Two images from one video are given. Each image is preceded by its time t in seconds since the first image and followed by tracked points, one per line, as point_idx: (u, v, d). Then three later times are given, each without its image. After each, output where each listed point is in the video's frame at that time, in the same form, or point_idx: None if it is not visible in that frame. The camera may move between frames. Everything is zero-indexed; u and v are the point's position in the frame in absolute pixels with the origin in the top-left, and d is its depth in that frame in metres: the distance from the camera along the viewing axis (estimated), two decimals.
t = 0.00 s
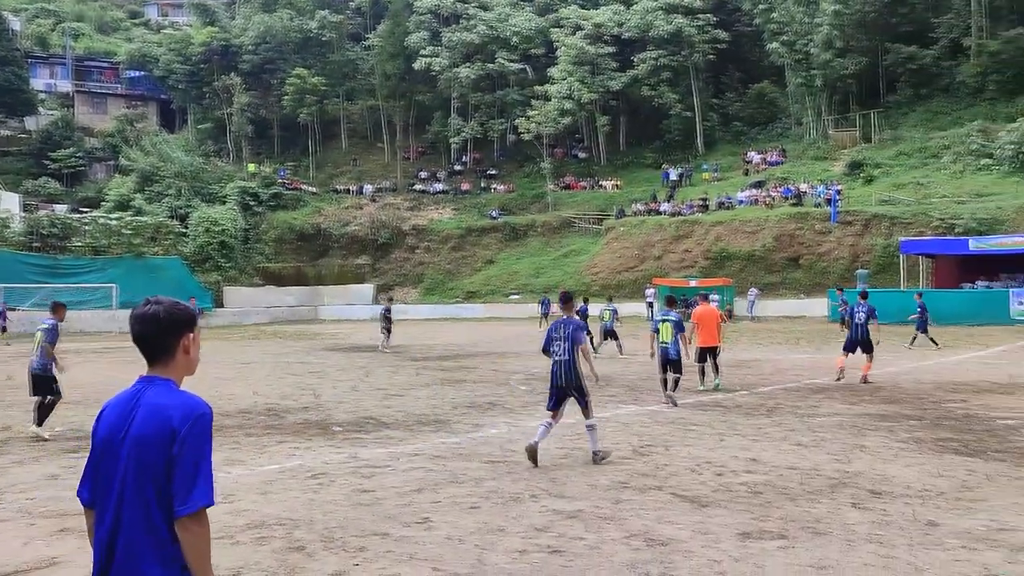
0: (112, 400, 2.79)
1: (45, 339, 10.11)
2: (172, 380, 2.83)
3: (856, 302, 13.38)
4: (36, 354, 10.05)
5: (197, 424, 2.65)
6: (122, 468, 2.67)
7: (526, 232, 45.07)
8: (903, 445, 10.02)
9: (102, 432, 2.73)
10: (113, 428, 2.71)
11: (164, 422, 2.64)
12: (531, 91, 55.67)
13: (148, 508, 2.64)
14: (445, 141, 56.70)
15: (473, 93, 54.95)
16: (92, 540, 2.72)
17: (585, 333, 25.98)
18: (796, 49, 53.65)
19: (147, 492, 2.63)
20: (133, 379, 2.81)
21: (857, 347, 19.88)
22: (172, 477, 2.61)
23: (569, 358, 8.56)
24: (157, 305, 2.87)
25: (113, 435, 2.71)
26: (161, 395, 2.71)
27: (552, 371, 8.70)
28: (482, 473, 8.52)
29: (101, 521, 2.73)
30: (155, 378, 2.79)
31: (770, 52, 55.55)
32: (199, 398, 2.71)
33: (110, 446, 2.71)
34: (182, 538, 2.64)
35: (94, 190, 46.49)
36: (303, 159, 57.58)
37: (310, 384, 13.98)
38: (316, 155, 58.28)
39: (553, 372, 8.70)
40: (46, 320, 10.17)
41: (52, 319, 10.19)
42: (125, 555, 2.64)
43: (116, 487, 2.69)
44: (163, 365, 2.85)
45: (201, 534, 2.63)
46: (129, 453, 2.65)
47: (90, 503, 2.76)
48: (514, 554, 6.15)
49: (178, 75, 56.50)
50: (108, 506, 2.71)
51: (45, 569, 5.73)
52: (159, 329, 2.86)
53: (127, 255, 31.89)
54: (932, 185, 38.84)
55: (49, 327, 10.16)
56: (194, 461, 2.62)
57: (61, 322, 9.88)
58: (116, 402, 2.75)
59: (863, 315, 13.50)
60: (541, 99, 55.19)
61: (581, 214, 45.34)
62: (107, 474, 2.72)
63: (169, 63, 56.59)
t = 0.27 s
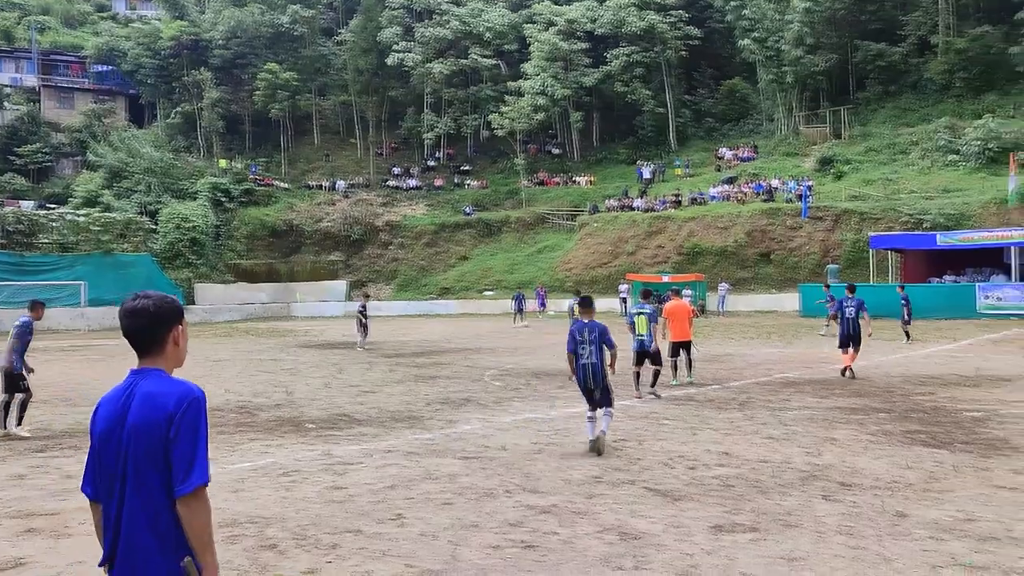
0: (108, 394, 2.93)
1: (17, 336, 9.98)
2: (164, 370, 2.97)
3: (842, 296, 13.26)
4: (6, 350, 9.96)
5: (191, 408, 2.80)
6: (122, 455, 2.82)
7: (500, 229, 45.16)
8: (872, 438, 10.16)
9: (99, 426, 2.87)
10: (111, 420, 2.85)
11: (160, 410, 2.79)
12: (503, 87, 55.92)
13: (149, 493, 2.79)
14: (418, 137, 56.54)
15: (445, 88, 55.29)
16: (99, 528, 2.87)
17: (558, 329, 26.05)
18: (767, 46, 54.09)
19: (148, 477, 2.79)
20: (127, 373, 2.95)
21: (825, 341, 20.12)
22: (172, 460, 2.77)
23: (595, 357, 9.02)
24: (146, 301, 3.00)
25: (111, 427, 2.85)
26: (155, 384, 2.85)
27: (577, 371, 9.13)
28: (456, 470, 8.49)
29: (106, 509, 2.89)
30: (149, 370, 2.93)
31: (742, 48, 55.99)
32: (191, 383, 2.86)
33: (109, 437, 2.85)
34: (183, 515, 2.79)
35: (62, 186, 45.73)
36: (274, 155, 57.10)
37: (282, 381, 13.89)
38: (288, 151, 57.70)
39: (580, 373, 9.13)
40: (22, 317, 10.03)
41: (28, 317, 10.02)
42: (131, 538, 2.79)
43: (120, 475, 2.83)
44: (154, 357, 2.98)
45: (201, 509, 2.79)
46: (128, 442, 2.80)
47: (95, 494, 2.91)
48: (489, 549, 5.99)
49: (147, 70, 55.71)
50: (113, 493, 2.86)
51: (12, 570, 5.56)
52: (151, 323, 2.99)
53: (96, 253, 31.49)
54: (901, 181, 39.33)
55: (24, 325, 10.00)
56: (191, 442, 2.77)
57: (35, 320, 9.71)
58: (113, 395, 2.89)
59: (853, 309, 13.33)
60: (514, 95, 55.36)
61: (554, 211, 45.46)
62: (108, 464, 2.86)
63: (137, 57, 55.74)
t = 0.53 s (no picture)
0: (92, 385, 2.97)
1: None
2: (149, 361, 3.03)
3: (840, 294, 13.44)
4: None
5: (177, 398, 2.88)
6: (107, 445, 2.87)
7: (471, 224, 45.13)
8: (839, 430, 10.29)
9: (83, 417, 2.91)
10: (96, 410, 2.90)
11: (146, 398, 2.86)
12: (474, 82, 55.89)
13: (135, 480, 2.86)
14: (388, 131, 56.31)
15: (416, 83, 55.20)
16: (83, 516, 2.92)
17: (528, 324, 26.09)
18: (736, 42, 54.51)
19: (135, 465, 2.85)
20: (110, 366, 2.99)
21: (792, 336, 20.38)
22: (159, 448, 2.84)
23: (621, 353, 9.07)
24: (128, 294, 3.05)
25: (94, 418, 2.90)
26: (140, 373, 2.92)
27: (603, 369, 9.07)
28: (425, 466, 8.46)
29: (89, 499, 2.92)
30: (134, 360, 2.98)
31: (711, 45, 56.52)
32: (174, 372, 2.93)
33: (95, 428, 2.89)
34: (170, 500, 2.88)
35: (24, 180, 44.89)
36: (242, 149, 56.57)
37: (250, 377, 13.78)
38: (257, 146, 57.36)
39: (607, 370, 9.07)
40: None
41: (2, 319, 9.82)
42: (119, 527, 2.85)
43: (102, 464, 2.88)
44: (138, 348, 3.03)
45: (187, 494, 2.87)
46: (113, 430, 2.86)
47: (80, 484, 2.95)
48: (457, 545, 5.96)
49: (111, 62, 54.89)
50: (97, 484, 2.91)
51: None
52: (135, 315, 3.04)
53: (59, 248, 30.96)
54: (866, 177, 39.91)
55: None
56: (178, 431, 2.85)
57: (8, 320, 9.57)
58: (97, 386, 2.94)
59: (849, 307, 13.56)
60: (484, 90, 55.40)
61: (525, 205, 45.49)
62: (92, 455, 2.91)
63: (101, 50, 54.80)
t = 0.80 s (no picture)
0: (58, 383, 2.93)
1: None
2: (119, 358, 2.99)
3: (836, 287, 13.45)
4: None
5: (150, 393, 2.85)
6: (77, 442, 2.83)
7: (445, 221, 44.93)
8: (808, 427, 10.40)
9: (50, 415, 2.86)
10: (64, 407, 2.86)
11: (118, 394, 2.83)
12: (448, 79, 55.75)
13: (108, 478, 2.82)
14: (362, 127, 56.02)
15: (389, 78, 55.03)
16: (51, 515, 2.87)
17: (502, 322, 26.12)
18: (709, 40, 54.77)
19: (107, 463, 2.82)
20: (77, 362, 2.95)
21: (762, 332, 20.56)
22: (133, 444, 2.81)
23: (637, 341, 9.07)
24: (98, 289, 3.01)
25: (63, 415, 2.86)
26: (112, 368, 2.88)
27: (620, 358, 9.03)
28: (395, 464, 8.44)
29: (56, 498, 2.88)
30: (105, 356, 2.95)
31: (684, 43, 56.82)
32: (147, 368, 2.90)
33: (64, 426, 2.85)
34: (143, 497, 2.85)
35: None
36: (213, 145, 56.06)
37: (219, 374, 13.67)
38: (228, 141, 56.90)
39: (624, 358, 9.03)
40: None
41: None
42: (90, 525, 2.82)
43: (74, 461, 2.84)
44: (108, 345, 2.99)
45: (161, 491, 2.85)
46: (83, 428, 2.82)
47: (46, 484, 2.90)
48: (425, 543, 5.95)
49: (79, 55, 54.12)
50: (66, 482, 2.86)
51: None
52: (104, 311, 3.00)
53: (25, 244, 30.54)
54: (837, 176, 40.31)
55: None
56: (152, 428, 2.82)
57: None
58: (66, 383, 2.90)
59: (847, 298, 13.58)
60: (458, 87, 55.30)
61: (500, 202, 45.44)
62: (61, 452, 2.86)
63: (69, 42, 54.03)
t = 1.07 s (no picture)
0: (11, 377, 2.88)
1: None
2: (74, 353, 2.93)
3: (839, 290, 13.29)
4: None
5: (105, 389, 2.80)
6: (30, 439, 2.79)
7: (420, 216, 44.81)
8: (778, 423, 10.49)
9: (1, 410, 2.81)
10: (16, 403, 2.80)
11: (72, 390, 2.78)
12: (424, 74, 55.62)
13: (60, 476, 2.78)
14: (336, 122, 55.78)
15: (364, 73, 54.90)
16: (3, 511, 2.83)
17: (477, 318, 26.14)
18: (684, 38, 54.95)
19: (59, 460, 2.78)
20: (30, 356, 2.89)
21: (735, 329, 20.71)
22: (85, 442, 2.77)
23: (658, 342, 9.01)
24: (55, 281, 2.93)
25: (15, 410, 2.81)
26: (66, 364, 2.82)
27: (645, 359, 8.91)
28: (363, 461, 8.41)
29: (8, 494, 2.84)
30: (59, 351, 2.89)
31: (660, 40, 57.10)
32: (103, 363, 2.85)
33: (14, 422, 2.79)
34: (94, 494, 2.82)
35: None
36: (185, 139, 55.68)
37: (188, 371, 13.57)
38: (200, 135, 56.55)
39: (650, 359, 8.92)
40: None
41: None
42: (40, 522, 2.78)
43: (26, 457, 2.80)
44: (63, 339, 2.93)
45: (113, 488, 2.82)
46: (36, 425, 2.77)
47: None
48: (390, 541, 5.95)
49: (49, 47, 53.56)
50: (16, 477, 2.82)
51: None
52: (58, 304, 2.93)
53: None
54: (809, 173, 40.68)
55: None
56: (108, 422, 2.78)
57: None
58: (17, 377, 2.84)
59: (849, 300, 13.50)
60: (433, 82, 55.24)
61: (474, 198, 45.41)
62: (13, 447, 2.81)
63: (38, 34, 53.52)
